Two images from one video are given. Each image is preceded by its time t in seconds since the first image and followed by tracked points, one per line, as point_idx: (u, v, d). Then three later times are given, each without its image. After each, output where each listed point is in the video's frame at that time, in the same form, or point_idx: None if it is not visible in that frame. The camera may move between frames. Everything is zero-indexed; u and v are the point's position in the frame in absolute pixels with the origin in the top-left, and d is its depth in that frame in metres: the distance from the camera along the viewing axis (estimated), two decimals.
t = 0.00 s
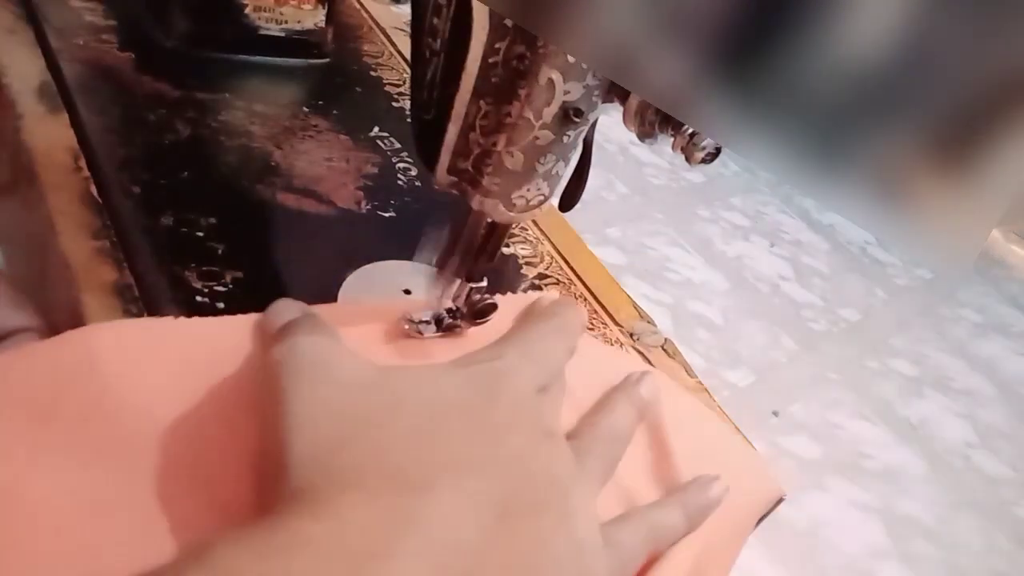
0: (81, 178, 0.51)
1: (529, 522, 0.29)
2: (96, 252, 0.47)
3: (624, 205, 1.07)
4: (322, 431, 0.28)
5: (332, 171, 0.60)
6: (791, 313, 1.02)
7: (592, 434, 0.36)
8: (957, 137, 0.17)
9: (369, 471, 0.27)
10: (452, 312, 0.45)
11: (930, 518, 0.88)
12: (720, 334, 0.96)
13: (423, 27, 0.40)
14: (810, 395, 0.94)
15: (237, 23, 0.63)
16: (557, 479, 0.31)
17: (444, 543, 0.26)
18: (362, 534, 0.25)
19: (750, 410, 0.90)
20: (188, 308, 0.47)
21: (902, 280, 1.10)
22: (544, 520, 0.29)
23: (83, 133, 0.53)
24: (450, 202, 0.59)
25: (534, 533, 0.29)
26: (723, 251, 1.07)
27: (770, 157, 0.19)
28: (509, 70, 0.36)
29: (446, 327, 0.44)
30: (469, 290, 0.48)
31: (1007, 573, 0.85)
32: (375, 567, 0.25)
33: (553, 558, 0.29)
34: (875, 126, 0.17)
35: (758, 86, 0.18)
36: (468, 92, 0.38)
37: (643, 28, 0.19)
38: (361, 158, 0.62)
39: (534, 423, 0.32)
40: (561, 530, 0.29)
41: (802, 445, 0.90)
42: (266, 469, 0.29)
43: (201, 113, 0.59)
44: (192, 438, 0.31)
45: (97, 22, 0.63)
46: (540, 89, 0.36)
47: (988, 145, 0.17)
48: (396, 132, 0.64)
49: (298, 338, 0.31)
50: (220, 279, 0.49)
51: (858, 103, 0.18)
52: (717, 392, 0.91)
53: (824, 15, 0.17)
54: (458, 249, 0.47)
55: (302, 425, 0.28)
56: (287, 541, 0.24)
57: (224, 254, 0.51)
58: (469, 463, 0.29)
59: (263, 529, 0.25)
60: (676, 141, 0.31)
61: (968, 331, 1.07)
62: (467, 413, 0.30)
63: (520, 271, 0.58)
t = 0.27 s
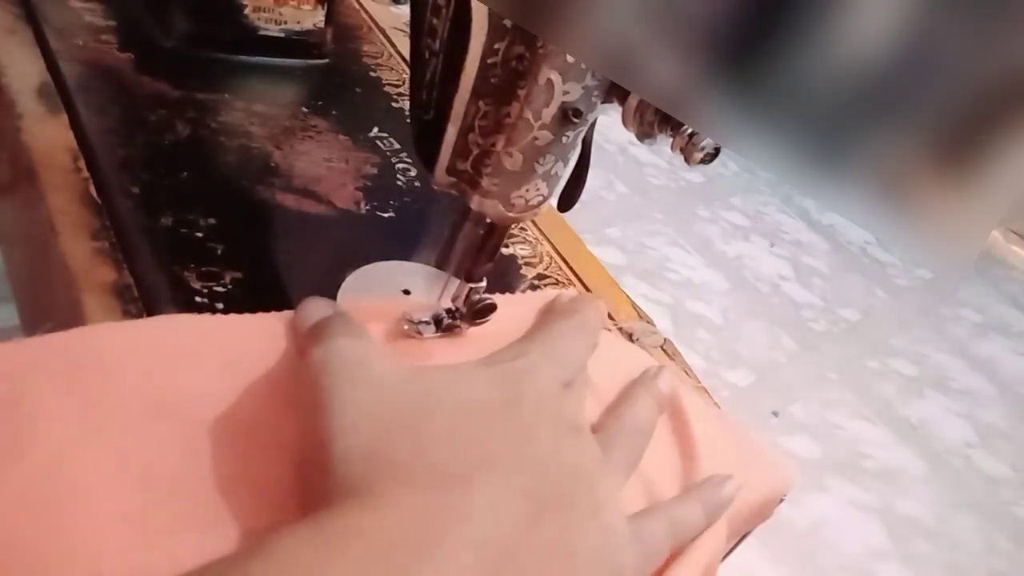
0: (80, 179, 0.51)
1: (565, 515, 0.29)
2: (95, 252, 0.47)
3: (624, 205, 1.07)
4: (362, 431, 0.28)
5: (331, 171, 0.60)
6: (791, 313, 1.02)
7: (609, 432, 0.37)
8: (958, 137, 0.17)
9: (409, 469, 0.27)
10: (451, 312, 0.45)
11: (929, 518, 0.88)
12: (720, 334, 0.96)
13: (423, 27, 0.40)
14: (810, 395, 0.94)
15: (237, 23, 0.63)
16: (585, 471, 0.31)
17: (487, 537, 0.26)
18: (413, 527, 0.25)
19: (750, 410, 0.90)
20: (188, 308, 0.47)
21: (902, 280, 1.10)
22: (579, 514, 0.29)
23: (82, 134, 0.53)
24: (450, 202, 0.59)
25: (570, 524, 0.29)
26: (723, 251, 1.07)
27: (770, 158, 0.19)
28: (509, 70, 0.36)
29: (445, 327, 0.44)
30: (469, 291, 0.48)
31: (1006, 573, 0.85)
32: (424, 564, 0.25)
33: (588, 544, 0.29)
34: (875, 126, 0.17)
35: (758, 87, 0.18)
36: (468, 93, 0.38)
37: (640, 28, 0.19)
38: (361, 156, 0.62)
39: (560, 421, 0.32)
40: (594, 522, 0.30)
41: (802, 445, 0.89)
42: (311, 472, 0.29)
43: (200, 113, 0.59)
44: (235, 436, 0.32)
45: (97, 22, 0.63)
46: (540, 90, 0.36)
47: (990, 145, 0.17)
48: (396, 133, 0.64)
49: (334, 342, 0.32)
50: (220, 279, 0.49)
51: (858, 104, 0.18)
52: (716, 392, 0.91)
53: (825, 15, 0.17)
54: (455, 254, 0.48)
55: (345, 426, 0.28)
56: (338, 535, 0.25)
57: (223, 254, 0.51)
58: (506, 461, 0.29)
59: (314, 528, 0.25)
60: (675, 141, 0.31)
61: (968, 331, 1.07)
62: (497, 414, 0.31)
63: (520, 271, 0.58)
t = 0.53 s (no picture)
0: (80, 178, 0.51)
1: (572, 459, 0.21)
2: (96, 252, 0.47)
3: (624, 205, 1.07)
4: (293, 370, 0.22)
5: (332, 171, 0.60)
6: (791, 313, 1.02)
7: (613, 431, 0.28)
8: (957, 137, 0.17)
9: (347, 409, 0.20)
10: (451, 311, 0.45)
11: (929, 518, 0.88)
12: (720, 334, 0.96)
13: (423, 27, 0.40)
14: (810, 395, 0.94)
15: (238, 23, 0.63)
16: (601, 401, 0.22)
17: (519, 518, 0.19)
18: (335, 503, 0.18)
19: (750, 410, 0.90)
20: (188, 308, 0.47)
21: (902, 280, 1.10)
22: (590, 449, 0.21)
23: (83, 133, 0.53)
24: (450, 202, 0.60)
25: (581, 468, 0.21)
26: (723, 251, 1.07)
27: (770, 157, 0.19)
28: (509, 70, 0.36)
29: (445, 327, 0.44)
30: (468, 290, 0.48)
31: (1006, 573, 0.85)
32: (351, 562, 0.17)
33: (601, 491, 0.21)
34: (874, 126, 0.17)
35: (757, 86, 0.18)
36: (468, 92, 0.38)
37: (641, 28, 0.19)
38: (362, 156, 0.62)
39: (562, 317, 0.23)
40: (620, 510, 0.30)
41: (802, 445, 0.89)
42: (243, 458, 0.21)
43: (201, 113, 0.59)
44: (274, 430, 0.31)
45: (97, 22, 0.63)
46: (540, 90, 0.36)
47: (988, 146, 0.17)
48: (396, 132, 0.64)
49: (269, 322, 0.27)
50: (220, 279, 0.49)
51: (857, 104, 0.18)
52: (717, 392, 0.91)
53: (824, 15, 0.17)
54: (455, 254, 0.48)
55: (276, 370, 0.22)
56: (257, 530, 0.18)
57: (224, 254, 0.51)
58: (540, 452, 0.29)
59: (251, 516, 0.18)
60: (675, 141, 0.31)
61: (968, 331, 1.07)
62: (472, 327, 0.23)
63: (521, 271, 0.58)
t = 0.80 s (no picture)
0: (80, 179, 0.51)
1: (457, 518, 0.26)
2: (95, 252, 0.47)
3: (624, 205, 1.07)
4: (240, 406, 0.26)
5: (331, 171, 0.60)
6: (791, 313, 1.02)
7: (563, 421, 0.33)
8: (956, 136, 0.17)
9: (280, 456, 0.24)
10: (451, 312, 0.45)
11: (929, 518, 0.88)
12: (720, 334, 0.96)
13: (423, 27, 0.40)
14: (810, 395, 0.94)
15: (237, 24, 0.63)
16: (491, 470, 0.28)
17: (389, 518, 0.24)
18: (253, 522, 0.22)
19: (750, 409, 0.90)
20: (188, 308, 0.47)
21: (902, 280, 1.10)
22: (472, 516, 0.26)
23: (82, 134, 0.53)
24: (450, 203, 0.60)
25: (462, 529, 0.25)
26: (723, 251, 1.07)
27: (770, 158, 0.19)
28: (508, 70, 0.36)
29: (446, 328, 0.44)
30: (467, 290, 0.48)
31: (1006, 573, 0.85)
32: (255, 565, 0.21)
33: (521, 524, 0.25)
34: (874, 125, 0.17)
35: (757, 86, 0.18)
36: (468, 93, 0.38)
37: (642, 28, 0.19)
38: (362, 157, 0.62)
39: (467, 414, 0.29)
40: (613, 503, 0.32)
41: (802, 445, 0.89)
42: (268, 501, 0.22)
43: (200, 114, 0.59)
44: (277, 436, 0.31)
45: (97, 22, 0.63)
46: (540, 90, 0.36)
47: (986, 145, 0.17)
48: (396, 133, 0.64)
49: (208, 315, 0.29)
50: (220, 280, 0.49)
51: (857, 103, 0.18)
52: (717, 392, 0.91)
53: (824, 14, 0.17)
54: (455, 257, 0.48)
55: (222, 401, 0.26)
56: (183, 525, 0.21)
57: (223, 256, 0.51)
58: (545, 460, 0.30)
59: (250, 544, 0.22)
60: (675, 141, 0.31)
61: (968, 331, 1.07)
62: (397, 397, 0.28)
63: (520, 271, 0.58)
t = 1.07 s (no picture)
0: (80, 178, 0.51)
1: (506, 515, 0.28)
2: (96, 251, 0.47)
3: (625, 205, 1.07)
4: (311, 403, 0.27)
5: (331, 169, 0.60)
6: (792, 313, 1.02)
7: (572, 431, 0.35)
8: (958, 137, 0.17)
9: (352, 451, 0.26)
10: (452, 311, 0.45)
11: (929, 518, 0.88)
12: (720, 334, 0.96)
13: (423, 27, 0.40)
14: (809, 395, 0.94)
15: (237, 23, 0.64)
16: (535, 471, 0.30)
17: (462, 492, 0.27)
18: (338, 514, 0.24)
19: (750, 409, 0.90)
20: (188, 307, 0.47)
21: (902, 280, 1.10)
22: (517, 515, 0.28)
23: (82, 134, 0.53)
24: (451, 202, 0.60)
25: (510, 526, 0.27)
26: (723, 251, 1.06)
27: (770, 160, 0.19)
28: (509, 69, 0.36)
29: (447, 326, 0.44)
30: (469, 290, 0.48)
31: (1006, 574, 0.85)
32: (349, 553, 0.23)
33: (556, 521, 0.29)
34: (876, 126, 0.17)
35: (758, 87, 0.18)
36: (468, 92, 0.38)
37: (640, 31, 0.19)
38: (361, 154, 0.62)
39: (514, 420, 0.31)
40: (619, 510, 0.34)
41: (802, 445, 0.89)
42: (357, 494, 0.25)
43: (200, 113, 0.59)
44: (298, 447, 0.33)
45: (97, 22, 0.63)
46: (541, 90, 0.36)
47: (988, 146, 0.17)
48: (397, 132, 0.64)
49: (277, 320, 0.31)
50: (220, 278, 0.49)
51: (858, 104, 0.17)
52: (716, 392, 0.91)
53: (825, 15, 0.17)
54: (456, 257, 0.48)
55: (294, 395, 0.27)
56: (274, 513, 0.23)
57: (224, 254, 0.51)
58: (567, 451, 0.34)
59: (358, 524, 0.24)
60: (676, 141, 0.31)
61: (968, 331, 1.07)
62: (451, 399, 0.30)
63: (521, 270, 0.58)
